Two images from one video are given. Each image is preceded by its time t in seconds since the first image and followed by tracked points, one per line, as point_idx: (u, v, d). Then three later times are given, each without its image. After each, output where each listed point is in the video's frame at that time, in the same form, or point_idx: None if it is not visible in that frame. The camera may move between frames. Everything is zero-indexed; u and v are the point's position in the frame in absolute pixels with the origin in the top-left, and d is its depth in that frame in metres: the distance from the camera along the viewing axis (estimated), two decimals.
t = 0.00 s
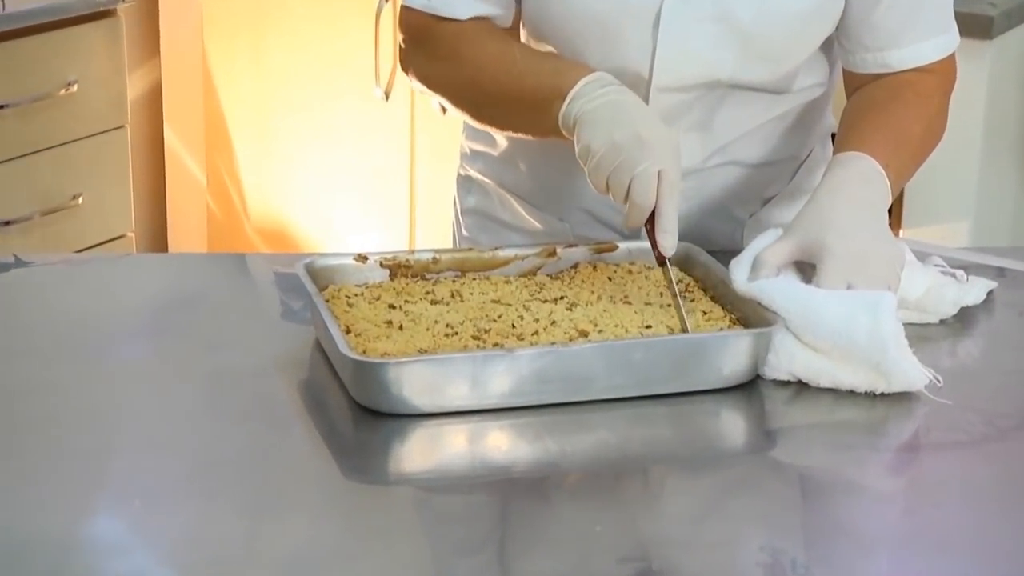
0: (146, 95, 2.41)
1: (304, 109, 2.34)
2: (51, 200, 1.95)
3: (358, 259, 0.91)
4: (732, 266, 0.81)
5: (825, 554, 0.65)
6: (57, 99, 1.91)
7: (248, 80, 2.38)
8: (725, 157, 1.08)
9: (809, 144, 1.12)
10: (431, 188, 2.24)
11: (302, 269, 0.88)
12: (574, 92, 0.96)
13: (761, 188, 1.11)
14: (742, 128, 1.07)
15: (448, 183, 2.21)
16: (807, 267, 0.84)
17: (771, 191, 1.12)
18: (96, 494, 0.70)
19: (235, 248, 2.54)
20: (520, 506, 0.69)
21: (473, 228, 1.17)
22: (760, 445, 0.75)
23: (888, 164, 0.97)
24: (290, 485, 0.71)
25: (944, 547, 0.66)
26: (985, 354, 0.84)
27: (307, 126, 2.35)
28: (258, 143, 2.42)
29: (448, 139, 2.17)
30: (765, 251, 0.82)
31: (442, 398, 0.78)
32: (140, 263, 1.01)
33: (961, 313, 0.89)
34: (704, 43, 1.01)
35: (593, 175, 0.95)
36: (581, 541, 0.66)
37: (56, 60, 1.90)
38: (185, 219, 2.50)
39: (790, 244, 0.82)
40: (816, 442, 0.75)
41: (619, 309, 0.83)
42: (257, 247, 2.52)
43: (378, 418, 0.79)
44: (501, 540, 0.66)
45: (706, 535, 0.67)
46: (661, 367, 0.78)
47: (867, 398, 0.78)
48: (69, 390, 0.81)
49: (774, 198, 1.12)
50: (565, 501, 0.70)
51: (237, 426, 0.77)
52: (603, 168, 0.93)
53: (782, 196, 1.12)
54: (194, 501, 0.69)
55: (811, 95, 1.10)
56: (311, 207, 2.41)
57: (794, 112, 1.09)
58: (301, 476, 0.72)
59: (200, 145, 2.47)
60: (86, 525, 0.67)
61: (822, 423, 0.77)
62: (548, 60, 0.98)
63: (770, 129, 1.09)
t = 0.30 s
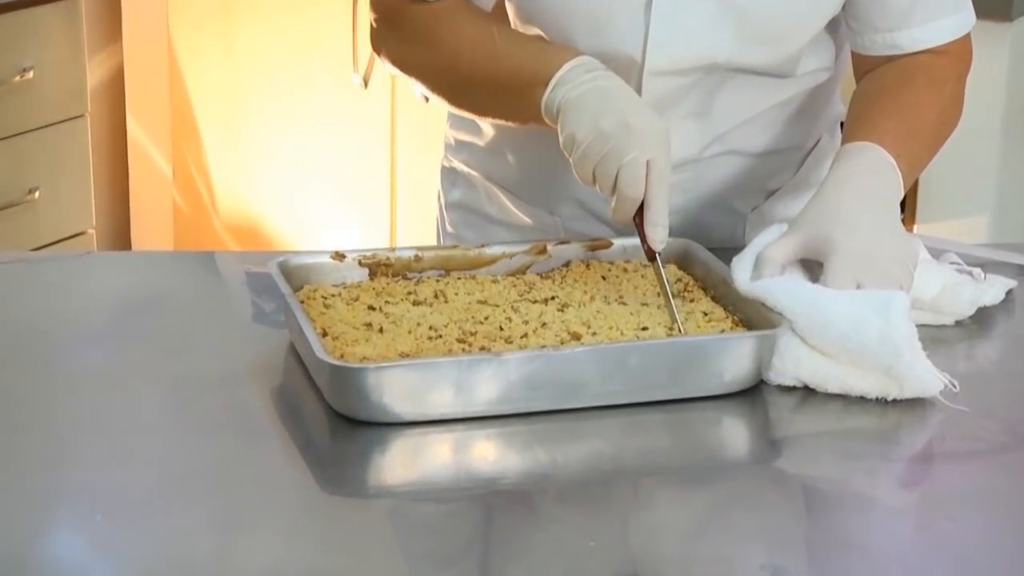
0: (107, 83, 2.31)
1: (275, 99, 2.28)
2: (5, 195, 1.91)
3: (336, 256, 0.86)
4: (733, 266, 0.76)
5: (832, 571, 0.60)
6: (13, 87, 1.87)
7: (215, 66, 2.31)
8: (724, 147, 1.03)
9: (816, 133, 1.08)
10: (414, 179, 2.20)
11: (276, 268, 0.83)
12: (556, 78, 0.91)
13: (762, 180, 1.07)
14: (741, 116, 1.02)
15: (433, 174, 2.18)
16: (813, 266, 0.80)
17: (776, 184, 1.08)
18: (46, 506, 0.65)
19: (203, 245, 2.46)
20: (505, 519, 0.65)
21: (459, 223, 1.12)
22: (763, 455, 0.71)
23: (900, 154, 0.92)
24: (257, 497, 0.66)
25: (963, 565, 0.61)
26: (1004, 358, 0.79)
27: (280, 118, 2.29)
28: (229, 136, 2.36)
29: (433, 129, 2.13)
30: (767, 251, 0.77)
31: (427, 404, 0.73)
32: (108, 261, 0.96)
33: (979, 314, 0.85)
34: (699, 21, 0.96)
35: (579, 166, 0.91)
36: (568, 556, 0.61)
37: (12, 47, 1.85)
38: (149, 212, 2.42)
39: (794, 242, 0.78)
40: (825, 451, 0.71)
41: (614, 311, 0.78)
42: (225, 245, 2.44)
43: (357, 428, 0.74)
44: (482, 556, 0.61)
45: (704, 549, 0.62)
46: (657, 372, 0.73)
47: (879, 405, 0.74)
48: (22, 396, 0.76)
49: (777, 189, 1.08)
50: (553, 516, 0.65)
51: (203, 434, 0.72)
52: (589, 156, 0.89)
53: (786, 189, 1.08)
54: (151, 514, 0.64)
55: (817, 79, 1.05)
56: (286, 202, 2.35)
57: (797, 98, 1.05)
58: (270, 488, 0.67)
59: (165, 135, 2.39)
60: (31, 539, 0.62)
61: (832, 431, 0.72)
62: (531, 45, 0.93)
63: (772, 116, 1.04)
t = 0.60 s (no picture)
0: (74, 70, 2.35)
1: (255, 92, 2.28)
2: None
3: (320, 254, 0.82)
4: (746, 263, 0.72)
5: None
6: None
7: (192, 55, 2.28)
8: (733, 134, 0.98)
9: (833, 120, 1.04)
10: (405, 171, 2.24)
11: (256, 265, 0.79)
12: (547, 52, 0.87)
13: (776, 170, 1.02)
14: (749, 103, 0.98)
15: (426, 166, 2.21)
16: (830, 262, 0.75)
17: (791, 175, 1.04)
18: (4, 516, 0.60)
19: (181, 241, 2.43)
20: (500, 533, 0.60)
21: (455, 214, 1.09)
22: (777, 465, 0.66)
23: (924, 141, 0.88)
24: (232, 509, 0.61)
25: None
26: None
27: (259, 111, 2.29)
28: (204, 132, 2.33)
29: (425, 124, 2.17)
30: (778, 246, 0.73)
31: (419, 411, 0.68)
32: (81, 259, 0.92)
33: (1006, 318, 0.80)
34: None
35: (572, 149, 0.86)
36: (565, 572, 0.56)
37: None
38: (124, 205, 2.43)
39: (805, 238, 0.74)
40: (843, 461, 0.66)
41: (618, 312, 0.74)
42: (204, 242, 2.41)
43: (344, 436, 0.69)
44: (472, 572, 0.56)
45: (713, 564, 0.57)
46: (663, 378, 0.69)
47: (900, 411, 0.69)
48: None
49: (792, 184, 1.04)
50: (550, 530, 0.60)
51: (177, 442, 0.67)
52: (581, 137, 0.85)
53: (801, 180, 1.04)
54: (116, 527, 0.59)
55: (832, 63, 1.01)
56: (263, 198, 2.36)
57: (813, 81, 1.00)
58: (247, 500, 0.62)
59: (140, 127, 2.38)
60: None
61: (851, 440, 0.68)
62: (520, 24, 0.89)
63: (783, 100, 0.99)
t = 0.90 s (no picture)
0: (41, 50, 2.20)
1: (233, 77, 2.20)
2: None
3: (304, 251, 0.78)
4: (758, 262, 0.69)
5: None
6: None
7: (166, 37, 2.22)
8: (741, 119, 0.95)
9: (850, 105, 1.00)
10: (392, 162, 2.11)
11: (235, 262, 0.75)
12: (537, 33, 0.84)
13: (787, 157, 0.98)
14: (757, 85, 0.94)
15: (415, 157, 2.08)
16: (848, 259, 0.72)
17: (806, 163, 1.00)
18: None
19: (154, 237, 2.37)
20: (494, 544, 0.56)
21: (445, 206, 1.05)
22: (790, 476, 0.62)
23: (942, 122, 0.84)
24: (209, 516, 0.57)
25: None
26: None
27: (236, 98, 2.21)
28: (178, 120, 2.28)
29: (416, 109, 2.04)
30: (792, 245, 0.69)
31: (412, 418, 0.64)
32: (57, 255, 0.88)
33: None
34: None
35: (564, 133, 0.82)
36: None
37: None
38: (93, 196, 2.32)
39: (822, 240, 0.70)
40: (861, 470, 0.62)
41: (621, 313, 0.69)
42: (178, 237, 2.35)
43: (329, 445, 0.65)
44: None
45: None
46: (670, 382, 0.65)
47: (922, 418, 0.65)
48: None
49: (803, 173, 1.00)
50: (551, 545, 0.56)
51: (149, 448, 0.63)
52: (573, 122, 0.81)
53: (816, 169, 1.00)
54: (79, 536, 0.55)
55: (849, 41, 0.97)
56: (249, 191, 2.27)
57: (829, 61, 0.96)
58: (225, 507, 0.58)
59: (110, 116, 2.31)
60: None
61: (868, 448, 0.64)
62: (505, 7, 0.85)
63: (796, 82, 0.96)
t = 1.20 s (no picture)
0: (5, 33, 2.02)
1: (213, 68, 2.04)
2: None
3: (288, 248, 0.75)
4: (771, 258, 0.67)
5: None
6: None
7: (142, 18, 2.04)
8: (750, 103, 0.92)
9: (868, 89, 0.97)
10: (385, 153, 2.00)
11: (216, 260, 0.71)
12: (530, 19, 0.82)
13: (799, 144, 0.95)
14: (765, 66, 0.92)
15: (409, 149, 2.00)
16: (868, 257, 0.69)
17: (821, 150, 0.96)
18: None
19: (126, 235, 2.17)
20: (489, 556, 0.52)
21: (440, 197, 1.04)
22: (806, 487, 0.58)
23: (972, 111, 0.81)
24: (184, 522, 0.54)
25: None
26: None
27: (216, 83, 2.05)
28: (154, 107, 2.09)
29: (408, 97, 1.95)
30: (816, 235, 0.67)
31: (403, 427, 0.60)
32: (34, 252, 0.84)
33: None
34: None
35: (559, 119, 0.81)
36: None
37: None
38: (62, 194, 2.12)
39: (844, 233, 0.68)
40: (882, 479, 0.58)
41: (626, 315, 0.66)
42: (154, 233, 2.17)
43: (314, 455, 0.61)
44: None
45: None
46: (678, 389, 0.61)
47: (947, 426, 0.62)
48: None
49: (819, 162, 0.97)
50: (552, 562, 0.52)
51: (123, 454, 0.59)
52: (568, 110, 0.80)
53: (833, 157, 0.97)
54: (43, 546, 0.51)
55: (864, 20, 0.95)
56: (232, 187, 2.11)
57: (844, 41, 0.94)
58: (203, 514, 0.55)
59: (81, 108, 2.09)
60: None
61: (889, 458, 0.60)
62: None
63: (809, 64, 0.93)
